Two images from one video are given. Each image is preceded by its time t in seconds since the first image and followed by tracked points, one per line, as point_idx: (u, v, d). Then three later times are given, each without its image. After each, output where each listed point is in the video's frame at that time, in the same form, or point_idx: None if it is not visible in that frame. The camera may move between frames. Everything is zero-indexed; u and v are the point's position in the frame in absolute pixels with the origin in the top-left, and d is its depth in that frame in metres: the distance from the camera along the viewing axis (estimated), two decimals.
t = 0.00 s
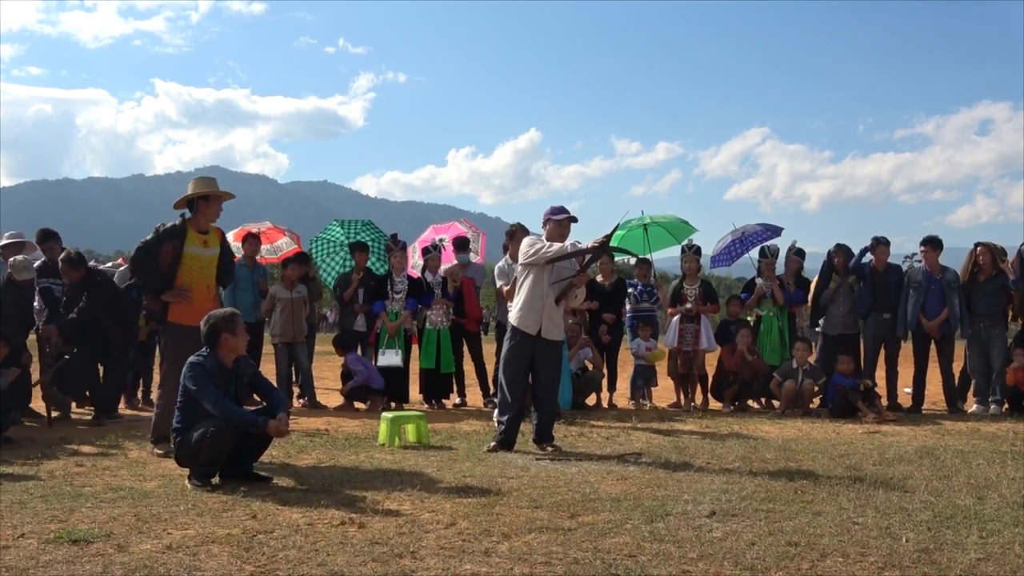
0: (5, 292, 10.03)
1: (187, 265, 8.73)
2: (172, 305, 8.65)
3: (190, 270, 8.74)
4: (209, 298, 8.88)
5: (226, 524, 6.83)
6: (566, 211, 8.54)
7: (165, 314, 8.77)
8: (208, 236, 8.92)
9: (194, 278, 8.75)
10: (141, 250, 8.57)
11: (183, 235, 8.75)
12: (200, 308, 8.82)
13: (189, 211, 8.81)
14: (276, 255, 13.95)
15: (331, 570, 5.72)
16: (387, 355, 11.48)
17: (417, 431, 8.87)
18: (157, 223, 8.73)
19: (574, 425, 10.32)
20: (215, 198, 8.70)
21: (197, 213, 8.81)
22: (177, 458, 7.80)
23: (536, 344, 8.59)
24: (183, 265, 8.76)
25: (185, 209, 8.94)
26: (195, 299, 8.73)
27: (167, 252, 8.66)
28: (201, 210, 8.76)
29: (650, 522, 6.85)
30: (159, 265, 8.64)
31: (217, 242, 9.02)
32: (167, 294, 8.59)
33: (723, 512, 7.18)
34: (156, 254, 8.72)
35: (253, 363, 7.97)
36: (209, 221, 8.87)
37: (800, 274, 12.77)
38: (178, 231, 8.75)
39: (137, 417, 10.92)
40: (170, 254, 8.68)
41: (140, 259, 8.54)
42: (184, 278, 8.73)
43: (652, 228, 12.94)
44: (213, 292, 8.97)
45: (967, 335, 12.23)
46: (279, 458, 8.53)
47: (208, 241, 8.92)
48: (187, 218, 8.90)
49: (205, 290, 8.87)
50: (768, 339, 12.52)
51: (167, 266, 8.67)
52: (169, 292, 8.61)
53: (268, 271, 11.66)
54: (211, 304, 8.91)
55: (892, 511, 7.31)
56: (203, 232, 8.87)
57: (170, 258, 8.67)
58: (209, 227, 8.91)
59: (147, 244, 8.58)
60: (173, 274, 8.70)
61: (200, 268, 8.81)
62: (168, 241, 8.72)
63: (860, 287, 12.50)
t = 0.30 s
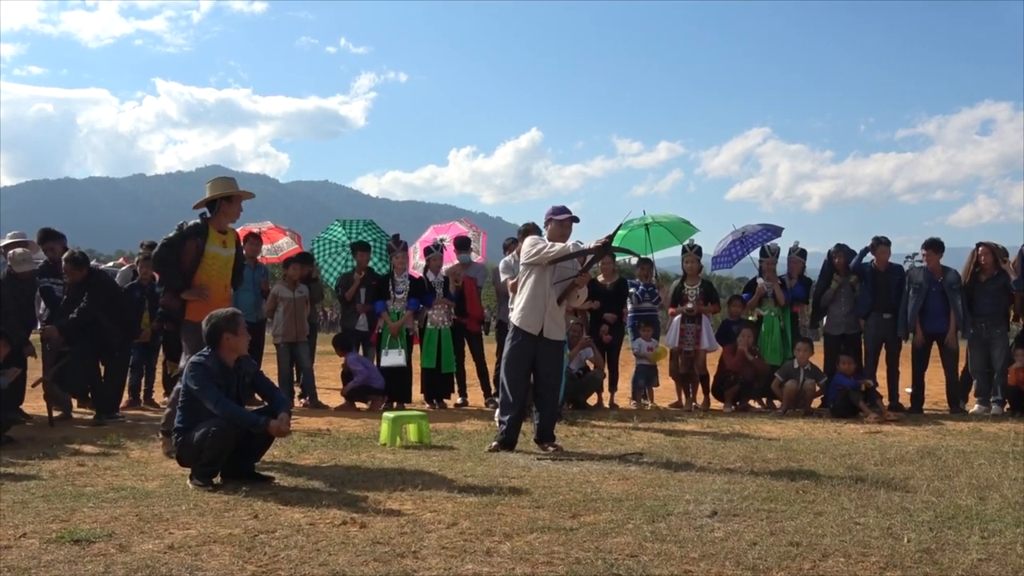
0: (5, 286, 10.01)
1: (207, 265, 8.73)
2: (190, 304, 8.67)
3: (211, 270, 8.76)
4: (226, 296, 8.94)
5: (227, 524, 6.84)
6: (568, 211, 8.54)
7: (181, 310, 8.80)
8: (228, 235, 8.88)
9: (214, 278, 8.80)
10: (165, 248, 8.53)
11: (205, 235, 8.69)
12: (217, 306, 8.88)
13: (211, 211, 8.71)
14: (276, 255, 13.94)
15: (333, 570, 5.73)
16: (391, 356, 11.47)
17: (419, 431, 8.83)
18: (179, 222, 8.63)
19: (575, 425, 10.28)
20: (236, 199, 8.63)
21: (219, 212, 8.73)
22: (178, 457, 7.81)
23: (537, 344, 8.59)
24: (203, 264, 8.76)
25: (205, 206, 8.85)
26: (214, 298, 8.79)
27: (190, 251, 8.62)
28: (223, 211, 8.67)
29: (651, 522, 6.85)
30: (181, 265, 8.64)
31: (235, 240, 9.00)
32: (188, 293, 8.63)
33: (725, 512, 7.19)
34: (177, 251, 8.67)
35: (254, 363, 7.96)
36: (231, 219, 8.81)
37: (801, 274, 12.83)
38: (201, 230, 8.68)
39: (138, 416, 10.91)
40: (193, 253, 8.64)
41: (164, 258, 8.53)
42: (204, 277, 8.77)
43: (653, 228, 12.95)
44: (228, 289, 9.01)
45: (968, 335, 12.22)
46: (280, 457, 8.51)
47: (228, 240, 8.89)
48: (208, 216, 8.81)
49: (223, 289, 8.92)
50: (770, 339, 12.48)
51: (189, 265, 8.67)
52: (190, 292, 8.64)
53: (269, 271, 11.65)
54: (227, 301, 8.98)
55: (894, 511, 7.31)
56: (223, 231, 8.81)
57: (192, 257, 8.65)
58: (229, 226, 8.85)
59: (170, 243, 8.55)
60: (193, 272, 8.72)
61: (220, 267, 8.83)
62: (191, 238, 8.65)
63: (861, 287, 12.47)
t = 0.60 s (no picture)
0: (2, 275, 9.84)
1: (215, 264, 8.38)
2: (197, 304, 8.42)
3: (218, 270, 8.42)
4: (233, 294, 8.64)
5: (226, 523, 6.82)
6: (569, 211, 8.52)
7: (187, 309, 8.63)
8: (235, 234, 8.48)
9: (221, 278, 8.46)
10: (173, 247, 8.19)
11: (213, 236, 8.30)
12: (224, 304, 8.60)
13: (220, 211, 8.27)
14: (276, 254, 13.91)
15: (331, 570, 5.70)
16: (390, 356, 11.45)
17: (419, 431, 8.79)
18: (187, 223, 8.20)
19: (575, 427, 10.22)
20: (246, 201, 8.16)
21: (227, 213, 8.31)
22: (177, 456, 7.80)
23: (538, 344, 8.57)
24: (210, 263, 8.42)
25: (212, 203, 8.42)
26: (222, 298, 8.49)
27: (199, 251, 8.26)
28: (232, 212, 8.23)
29: (651, 524, 6.83)
30: (189, 265, 8.28)
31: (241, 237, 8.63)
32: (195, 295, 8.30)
33: (725, 515, 7.16)
34: (186, 250, 8.34)
35: (254, 362, 7.96)
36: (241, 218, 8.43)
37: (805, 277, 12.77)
38: (209, 229, 8.32)
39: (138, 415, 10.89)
40: (201, 253, 8.30)
41: (171, 258, 8.20)
42: (212, 277, 8.45)
43: (655, 229, 12.93)
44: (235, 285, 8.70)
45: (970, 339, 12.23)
46: (280, 457, 8.46)
47: (235, 239, 8.51)
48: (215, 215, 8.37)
49: (230, 287, 8.62)
50: (771, 340, 12.45)
51: (197, 265, 8.32)
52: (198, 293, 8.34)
53: (269, 270, 11.64)
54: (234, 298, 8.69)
55: (895, 514, 7.29)
56: (230, 230, 8.40)
57: (200, 257, 8.30)
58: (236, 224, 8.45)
59: (179, 242, 8.17)
60: (201, 271, 8.38)
61: (228, 267, 8.48)
62: (200, 237, 8.31)
63: (863, 288, 12.40)
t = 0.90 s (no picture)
0: None
1: (211, 264, 7.74)
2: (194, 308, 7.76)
3: (213, 270, 7.78)
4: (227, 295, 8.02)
5: (217, 535, 6.47)
6: (574, 206, 8.17)
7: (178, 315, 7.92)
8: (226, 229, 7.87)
9: (217, 279, 7.83)
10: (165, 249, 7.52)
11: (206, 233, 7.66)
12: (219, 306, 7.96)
13: (211, 207, 7.66)
14: (269, 253, 13.53)
15: None
16: (386, 359, 11.05)
17: (418, 437, 8.42)
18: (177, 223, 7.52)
19: (582, 432, 9.84)
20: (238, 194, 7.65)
21: (217, 208, 7.69)
22: (165, 465, 7.45)
23: (542, 346, 8.19)
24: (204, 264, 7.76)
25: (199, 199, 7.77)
26: (218, 300, 7.87)
27: (194, 251, 7.60)
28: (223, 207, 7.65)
29: (662, 533, 6.46)
30: (184, 267, 7.60)
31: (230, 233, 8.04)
32: (193, 298, 7.64)
33: (739, 523, 6.79)
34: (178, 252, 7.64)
35: (244, 366, 7.61)
36: (232, 215, 7.80)
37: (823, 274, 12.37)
38: (202, 227, 7.67)
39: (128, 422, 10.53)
40: (196, 253, 7.63)
41: (166, 261, 7.49)
42: (207, 278, 7.79)
43: (663, 224, 12.53)
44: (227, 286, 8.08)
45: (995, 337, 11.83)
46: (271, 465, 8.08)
47: (226, 235, 7.90)
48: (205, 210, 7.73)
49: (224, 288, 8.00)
50: (786, 340, 12.01)
51: (191, 267, 7.65)
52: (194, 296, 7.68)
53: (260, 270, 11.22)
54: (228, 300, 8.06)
55: (917, 521, 6.91)
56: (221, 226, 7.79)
57: (195, 258, 7.63)
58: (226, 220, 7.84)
59: (172, 244, 7.49)
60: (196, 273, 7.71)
61: (222, 266, 7.86)
62: (193, 237, 7.63)
63: (882, 285, 11.97)
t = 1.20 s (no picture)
0: None
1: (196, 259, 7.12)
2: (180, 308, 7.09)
3: (198, 266, 7.17)
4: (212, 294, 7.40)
5: (197, 550, 5.96)
6: (582, 199, 7.65)
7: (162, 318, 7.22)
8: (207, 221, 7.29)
9: (203, 275, 7.20)
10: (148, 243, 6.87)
11: (190, 225, 7.05)
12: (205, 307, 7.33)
13: (191, 197, 7.08)
14: (256, 247, 13.02)
15: None
16: (381, 363, 10.53)
17: (412, 447, 7.85)
18: (159, 216, 6.90)
19: (590, 442, 9.29)
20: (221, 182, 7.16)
21: (197, 197, 7.13)
22: (142, 475, 6.93)
23: (547, 350, 7.66)
24: (188, 259, 7.14)
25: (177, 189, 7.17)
26: (205, 299, 7.24)
27: (180, 245, 6.97)
28: (204, 196, 7.11)
29: (675, 551, 5.93)
30: (169, 263, 6.96)
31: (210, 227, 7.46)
32: (180, 296, 6.97)
33: (758, 540, 6.27)
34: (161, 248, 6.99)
35: (228, 369, 7.10)
36: (215, 207, 7.23)
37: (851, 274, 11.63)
38: (185, 218, 7.05)
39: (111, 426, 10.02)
40: (180, 247, 7.00)
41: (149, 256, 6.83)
42: (193, 275, 7.16)
43: (679, 220, 11.97)
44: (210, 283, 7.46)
45: None
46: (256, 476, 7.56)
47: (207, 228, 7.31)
48: (184, 201, 7.13)
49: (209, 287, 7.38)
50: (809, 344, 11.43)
51: (175, 263, 7.01)
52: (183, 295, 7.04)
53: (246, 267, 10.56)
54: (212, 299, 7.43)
55: (949, 539, 6.38)
56: (202, 218, 7.21)
57: (180, 252, 7.00)
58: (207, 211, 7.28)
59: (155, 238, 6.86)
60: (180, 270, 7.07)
61: (207, 262, 7.25)
62: (176, 230, 7.00)
63: (911, 286, 11.20)
